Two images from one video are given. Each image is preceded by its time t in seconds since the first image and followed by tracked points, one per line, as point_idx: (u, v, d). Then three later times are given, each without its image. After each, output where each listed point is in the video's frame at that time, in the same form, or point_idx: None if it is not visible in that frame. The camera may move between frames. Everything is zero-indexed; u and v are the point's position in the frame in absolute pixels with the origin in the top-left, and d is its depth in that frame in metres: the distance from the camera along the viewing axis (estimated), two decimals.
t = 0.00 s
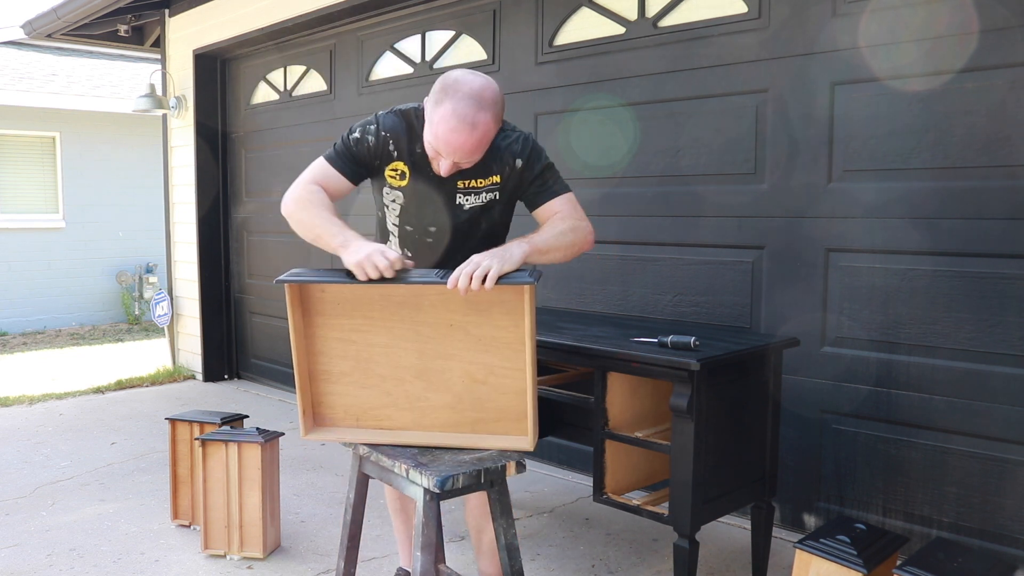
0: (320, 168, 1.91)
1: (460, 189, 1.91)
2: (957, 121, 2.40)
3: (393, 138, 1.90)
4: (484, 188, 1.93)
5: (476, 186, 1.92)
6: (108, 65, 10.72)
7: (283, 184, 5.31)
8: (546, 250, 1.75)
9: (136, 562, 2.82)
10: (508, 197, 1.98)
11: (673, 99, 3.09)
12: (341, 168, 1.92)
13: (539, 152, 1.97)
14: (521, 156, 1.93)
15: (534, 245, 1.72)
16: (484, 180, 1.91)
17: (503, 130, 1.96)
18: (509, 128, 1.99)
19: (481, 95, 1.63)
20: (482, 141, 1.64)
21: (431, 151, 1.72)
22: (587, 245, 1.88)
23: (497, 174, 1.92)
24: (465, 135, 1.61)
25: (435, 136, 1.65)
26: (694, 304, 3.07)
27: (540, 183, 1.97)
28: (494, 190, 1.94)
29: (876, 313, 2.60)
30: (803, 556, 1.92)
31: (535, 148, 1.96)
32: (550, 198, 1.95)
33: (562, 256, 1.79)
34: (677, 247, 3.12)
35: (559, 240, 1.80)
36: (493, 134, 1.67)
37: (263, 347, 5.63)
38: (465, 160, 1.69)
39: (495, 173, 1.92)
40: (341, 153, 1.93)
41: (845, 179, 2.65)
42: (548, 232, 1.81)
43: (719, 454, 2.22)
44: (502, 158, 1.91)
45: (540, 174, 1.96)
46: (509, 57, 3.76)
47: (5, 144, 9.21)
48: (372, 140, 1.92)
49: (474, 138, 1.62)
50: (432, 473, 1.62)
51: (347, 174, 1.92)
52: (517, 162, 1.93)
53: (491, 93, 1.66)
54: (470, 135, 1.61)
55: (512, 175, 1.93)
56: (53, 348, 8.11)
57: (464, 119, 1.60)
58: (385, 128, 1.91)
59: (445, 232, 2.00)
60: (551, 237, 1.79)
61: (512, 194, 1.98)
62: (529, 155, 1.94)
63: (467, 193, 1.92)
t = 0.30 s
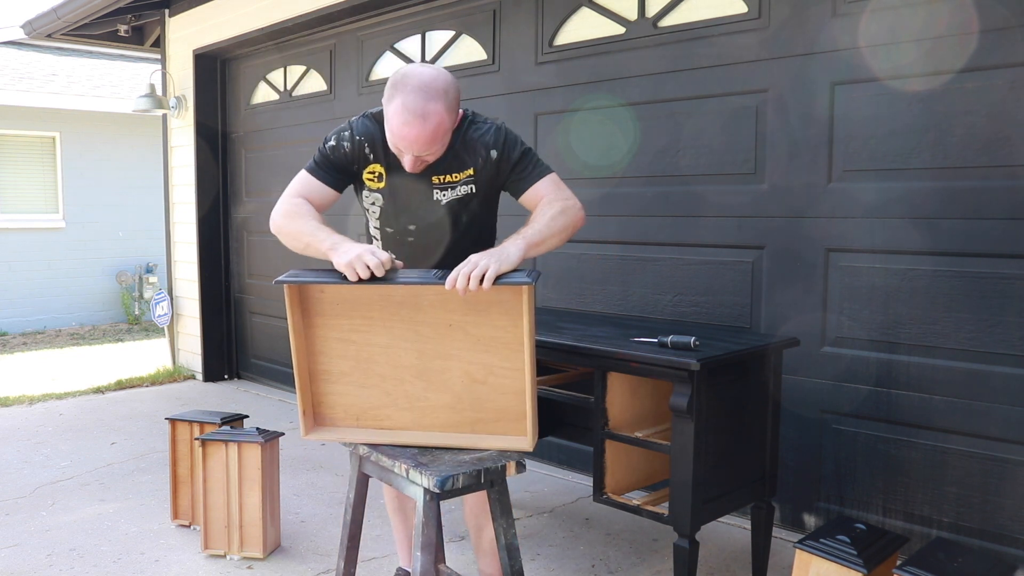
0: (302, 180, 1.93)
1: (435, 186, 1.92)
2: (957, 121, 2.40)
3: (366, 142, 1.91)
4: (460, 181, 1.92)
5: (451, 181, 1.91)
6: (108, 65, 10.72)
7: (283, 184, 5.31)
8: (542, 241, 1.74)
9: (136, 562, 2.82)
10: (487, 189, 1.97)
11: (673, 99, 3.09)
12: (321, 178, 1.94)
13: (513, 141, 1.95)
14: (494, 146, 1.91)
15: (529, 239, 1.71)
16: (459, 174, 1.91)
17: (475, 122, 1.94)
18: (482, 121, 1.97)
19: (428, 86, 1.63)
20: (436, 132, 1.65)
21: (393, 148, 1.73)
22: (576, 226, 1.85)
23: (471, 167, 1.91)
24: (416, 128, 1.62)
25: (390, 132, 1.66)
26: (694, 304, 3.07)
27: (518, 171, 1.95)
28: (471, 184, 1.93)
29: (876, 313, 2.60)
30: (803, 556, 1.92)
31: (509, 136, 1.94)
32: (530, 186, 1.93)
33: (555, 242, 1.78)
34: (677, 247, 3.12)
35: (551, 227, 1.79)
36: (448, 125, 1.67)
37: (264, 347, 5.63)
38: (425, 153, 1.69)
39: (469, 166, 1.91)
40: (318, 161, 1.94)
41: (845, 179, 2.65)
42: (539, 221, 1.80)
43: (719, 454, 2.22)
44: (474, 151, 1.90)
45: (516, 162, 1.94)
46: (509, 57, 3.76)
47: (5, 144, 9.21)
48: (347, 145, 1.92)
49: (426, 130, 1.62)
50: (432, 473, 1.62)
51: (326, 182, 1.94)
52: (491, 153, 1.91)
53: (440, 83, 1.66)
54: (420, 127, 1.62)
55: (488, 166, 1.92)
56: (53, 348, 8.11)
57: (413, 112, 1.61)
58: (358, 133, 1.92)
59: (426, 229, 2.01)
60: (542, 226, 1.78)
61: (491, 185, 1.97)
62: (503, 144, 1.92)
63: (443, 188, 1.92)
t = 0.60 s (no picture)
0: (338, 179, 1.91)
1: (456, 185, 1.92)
2: (957, 121, 2.40)
3: (400, 137, 1.90)
4: (480, 182, 1.93)
5: (471, 181, 1.92)
6: (108, 65, 10.72)
7: (283, 184, 5.31)
8: (547, 246, 1.75)
9: (136, 562, 2.82)
10: (504, 192, 1.98)
11: (673, 99, 3.09)
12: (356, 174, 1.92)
13: (534, 147, 1.97)
14: (517, 151, 1.93)
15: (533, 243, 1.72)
16: (479, 175, 1.92)
17: (499, 126, 1.96)
18: (506, 125, 1.99)
19: (462, 84, 1.63)
20: (470, 131, 1.64)
21: (425, 148, 1.74)
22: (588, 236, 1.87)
23: (492, 169, 1.92)
24: (451, 126, 1.62)
25: (425, 131, 1.67)
26: (694, 304, 3.07)
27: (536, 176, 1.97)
28: (490, 185, 1.94)
29: (876, 314, 2.60)
30: (803, 556, 1.92)
31: (530, 142, 1.96)
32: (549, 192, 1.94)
33: (563, 249, 1.79)
34: (677, 247, 3.12)
35: (558, 234, 1.80)
36: (481, 123, 1.67)
37: (263, 347, 5.63)
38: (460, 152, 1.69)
39: (490, 167, 1.92)
40: (351, 157, 1.93)
41: (845, 179, 2.65)
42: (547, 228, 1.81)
43: (720, 454, 2.22)
44: (497, 152, 1.91)
45: (536, 167, 1.96)
46: (509, 57, 3.76)
47: (5, 144, 9.21)
48: (379, 139, 1.91)
49: (460, 128, 1.62)
50: (432, 473, 1.62)
51: (361, 179, 1.92)
52: (512, 157, 1.93)
53: (472, 82, 1.66)
54: (455, 125, 1.62)
55: (507, 169, 1.93)
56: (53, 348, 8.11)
57: (449, 109, 1.61)
58: (390, 128, 1.90)
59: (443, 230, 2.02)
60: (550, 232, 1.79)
61: (509, 188, 1.98)
62: (524, 149, 1.94)
63: (462, 188, 1.93)
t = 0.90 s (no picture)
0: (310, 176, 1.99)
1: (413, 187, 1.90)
2: (957, 121, 2.40)
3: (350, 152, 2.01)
4: (438, 182, 1.87)
5: (428, 182, 1.88)
6: (108, 65, 10.72)
7: (283, 184, 5.31)
8: (479, 245, 1.71)
9: (136, 562, 2.82)
10: (467, 192, 1.89)
11: (673, 99, 3.09)
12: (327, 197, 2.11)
13: (489, 141, 1.85)
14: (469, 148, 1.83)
15: (464, 237, 1.70)
16: (435, 174, 1.86)
17: (453, 121, 1.88)
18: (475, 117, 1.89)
19: (350, 78, 1.65)
20: (363, 120, 1.64)
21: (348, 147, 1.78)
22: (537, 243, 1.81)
23: (445, 169, 1.85)
24: (341, 118, 1.64)
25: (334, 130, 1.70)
26: (694, 304, 3.07)
27: (495, 173, 1.83)
28: (449, 186, 1.87)
29: (876, 314, 2.60)
30: (803, 556, 1.92)
31: (484, 135, 1.85)
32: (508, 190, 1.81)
33: (496, 253, 1.75)
34: (677, 247, 3.12)
35: (497, 233, 1.74)
36: (377, 113, 1.66)
37: (263, 347, 5.63)
38: (364, 148, 1.70)
39: (446, 167, 1.85)
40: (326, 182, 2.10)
41: (845, 179, 2.65)
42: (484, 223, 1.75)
43: (720, 452, 2.23)
44: (449, 151, 1.84)
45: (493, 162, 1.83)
46: (509, 57, 3.76)
47: (5, 144, 9.21)
48: (337, 160, 2.04)
49: (347, 123, 1.64)
50: (432, 473, 1.62)
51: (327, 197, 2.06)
52: (463, 155, 1.83)
53: (361, 72, 1.66)
54: (343, 117, 1.64)
55: (462, 167, 1.85)
56: (53, 348, 8.11)
57: (336, 104, 1.64)
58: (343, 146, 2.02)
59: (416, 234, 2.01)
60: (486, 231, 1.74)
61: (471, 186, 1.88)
62: (477, 144, 1.83)
63: (421, 188, 1.90)
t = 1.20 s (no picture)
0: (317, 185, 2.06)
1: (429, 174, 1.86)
2: (957, 121, 2.40)
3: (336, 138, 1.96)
4: (445, 171, 1.81)
5: (438, 170, 1.83)
6: (108, 65, 10.72)
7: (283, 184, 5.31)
8: (471, 256, 1.63)
9: (136, 562, 2.82)
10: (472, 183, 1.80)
11: (673, 99, 3.09)
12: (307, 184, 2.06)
13: (487, 129, 1.70)
14: (466, 139, 1.72)
15: (456, 249, 1.63)
16: (443, 163, 1.81)
17: (464, 104, 1.77)
18: (490, 102, 1.77)
19: (345, 84, 1.67)
20: (362, 125, 1.67)
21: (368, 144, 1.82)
22: (546, 244, 1.65)
23: (450, 158, 1.78)
24: (343, 128, 1.68)
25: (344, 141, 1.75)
26: (694, 304, 3.07)
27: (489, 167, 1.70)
28: (454, 176, 1.80)
29: (876, 314, 2.60)
30: (803, 556, 1.92)
31: (482, 123, 1.71)
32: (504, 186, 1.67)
33: (495, 263, 1.65)
34: (677, 247, 3.12)
35: (491, 243, 1.63)
36: (375, 113, 1.67)
37: (263, 347, 5.63)
38: (370, 150, 1.73)
39: (449, 157, 1.78)
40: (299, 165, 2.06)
41: (845, 179, 2.65)
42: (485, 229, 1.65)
43: (721, 451, 2.23)
44: (453, 141, 1.76)
45: (485, 156, 1.71)
46: (509, 57, 3.76)
47: (5, 144, 9.21)
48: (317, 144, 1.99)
49: (343, 128, 1.68)
50: (432, 473, 1.62)
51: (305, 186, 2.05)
52: (463, 147, 1.74)
53: (350, 76, 1.67)
54: (345, 125, 1.68)
55: (463, 158, 1.75)
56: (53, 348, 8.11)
57: (337, 117, 1.68)
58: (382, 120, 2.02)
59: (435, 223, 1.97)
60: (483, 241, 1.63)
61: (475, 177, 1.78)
62: (472, 134, 1.71)
63: (435, 176, 1.85)
